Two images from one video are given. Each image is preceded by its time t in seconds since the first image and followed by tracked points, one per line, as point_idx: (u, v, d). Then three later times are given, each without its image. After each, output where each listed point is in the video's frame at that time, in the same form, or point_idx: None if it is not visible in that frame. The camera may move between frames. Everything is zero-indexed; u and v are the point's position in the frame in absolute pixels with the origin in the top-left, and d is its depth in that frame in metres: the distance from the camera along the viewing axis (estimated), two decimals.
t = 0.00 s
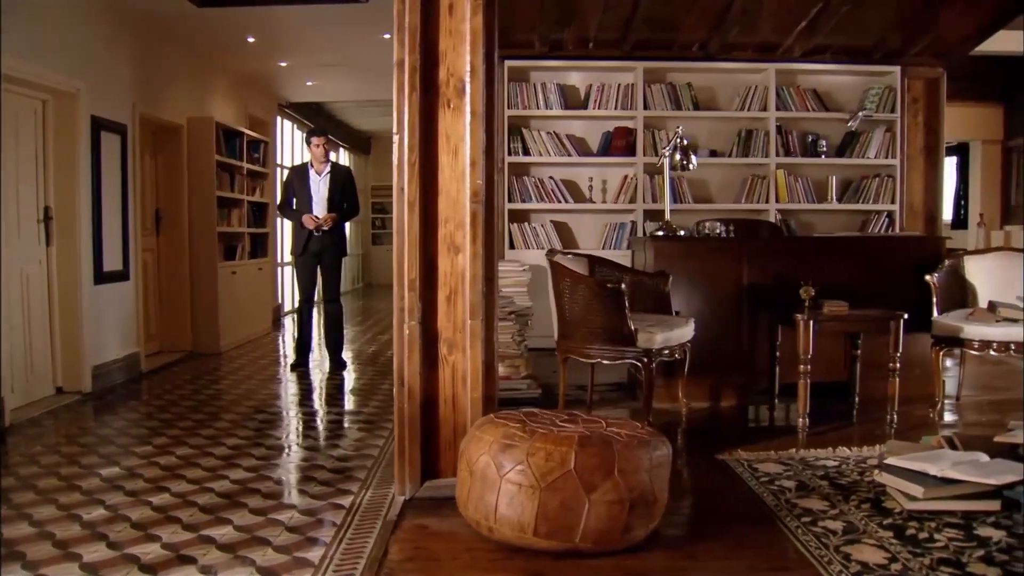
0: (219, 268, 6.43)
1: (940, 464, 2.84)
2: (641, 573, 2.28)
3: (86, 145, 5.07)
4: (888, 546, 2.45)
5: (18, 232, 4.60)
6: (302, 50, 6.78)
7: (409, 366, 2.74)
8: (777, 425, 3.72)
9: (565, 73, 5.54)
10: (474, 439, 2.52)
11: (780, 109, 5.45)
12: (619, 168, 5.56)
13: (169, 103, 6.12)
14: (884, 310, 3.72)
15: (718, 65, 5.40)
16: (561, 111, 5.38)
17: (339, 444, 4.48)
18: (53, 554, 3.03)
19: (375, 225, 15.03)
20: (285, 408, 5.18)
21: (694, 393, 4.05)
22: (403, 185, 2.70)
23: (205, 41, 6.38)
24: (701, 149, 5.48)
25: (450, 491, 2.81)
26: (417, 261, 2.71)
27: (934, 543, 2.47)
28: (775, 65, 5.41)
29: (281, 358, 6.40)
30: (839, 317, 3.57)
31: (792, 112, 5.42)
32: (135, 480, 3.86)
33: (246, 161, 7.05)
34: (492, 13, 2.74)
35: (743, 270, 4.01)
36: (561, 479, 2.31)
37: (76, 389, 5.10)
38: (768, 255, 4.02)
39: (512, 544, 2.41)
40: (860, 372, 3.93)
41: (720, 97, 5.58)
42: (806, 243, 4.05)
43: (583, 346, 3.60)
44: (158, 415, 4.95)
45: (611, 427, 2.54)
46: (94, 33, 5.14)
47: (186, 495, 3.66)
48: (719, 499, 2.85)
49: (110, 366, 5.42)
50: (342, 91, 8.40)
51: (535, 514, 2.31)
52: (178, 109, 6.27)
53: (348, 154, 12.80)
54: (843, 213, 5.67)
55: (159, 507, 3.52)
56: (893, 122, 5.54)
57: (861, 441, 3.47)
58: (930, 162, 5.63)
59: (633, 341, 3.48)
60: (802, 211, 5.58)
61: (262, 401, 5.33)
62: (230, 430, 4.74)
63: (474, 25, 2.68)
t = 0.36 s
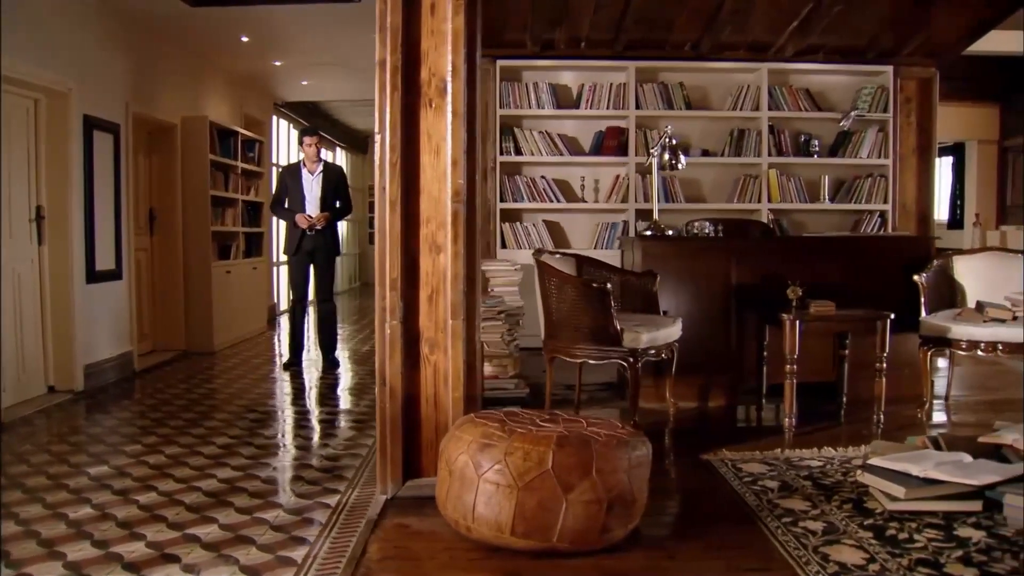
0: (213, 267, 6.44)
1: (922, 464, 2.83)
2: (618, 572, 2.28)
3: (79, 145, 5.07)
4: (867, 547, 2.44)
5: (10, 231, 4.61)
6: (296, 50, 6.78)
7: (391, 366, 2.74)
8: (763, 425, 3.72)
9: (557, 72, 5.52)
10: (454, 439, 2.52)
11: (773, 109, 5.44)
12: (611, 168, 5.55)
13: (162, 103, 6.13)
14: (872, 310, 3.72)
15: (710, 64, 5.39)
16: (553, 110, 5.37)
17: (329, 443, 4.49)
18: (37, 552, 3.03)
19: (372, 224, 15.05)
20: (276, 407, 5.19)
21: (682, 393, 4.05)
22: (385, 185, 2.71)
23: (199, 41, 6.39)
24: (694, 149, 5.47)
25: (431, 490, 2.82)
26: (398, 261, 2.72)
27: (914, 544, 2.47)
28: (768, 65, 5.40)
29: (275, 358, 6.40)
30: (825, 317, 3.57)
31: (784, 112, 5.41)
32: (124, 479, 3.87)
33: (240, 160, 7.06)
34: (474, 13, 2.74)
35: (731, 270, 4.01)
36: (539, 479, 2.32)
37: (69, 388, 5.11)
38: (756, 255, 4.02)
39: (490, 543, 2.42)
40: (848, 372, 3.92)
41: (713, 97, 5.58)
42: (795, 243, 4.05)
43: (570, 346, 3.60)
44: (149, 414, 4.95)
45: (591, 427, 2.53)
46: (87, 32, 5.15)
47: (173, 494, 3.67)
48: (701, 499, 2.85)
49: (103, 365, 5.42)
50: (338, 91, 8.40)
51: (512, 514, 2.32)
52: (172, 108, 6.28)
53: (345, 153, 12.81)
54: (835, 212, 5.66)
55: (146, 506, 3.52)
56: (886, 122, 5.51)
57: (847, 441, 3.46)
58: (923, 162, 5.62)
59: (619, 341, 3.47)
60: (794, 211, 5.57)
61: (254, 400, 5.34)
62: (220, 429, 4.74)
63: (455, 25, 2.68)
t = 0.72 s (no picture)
0: (206, 266, 6.45)
1: (904, 464, 2.82)
2: (594, 572, 2.28)
3: (71, 144, 5.07)
4: (845, 547, 2.43)
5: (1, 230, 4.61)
6: (290, 49, 6.78)
7: (371, 365, 2.75)
8: (749, 425, 3.72)
9: (549, 72, 5.52)
10: (432, 439, 2.52)
11: (765, 109, 5.44)
12: (602, 168, 5.55)
13: (155, 102, 6.14)
14: (858, 310, 3.71)
15: (702, 64, 5.38)
16: (544, 109, 5.37)
17: (318, 442, 4.49)
18: (21, 551, 3.04)
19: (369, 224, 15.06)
20: (267, 406, 5.20)
21: (670, 393, 4.05)
22: (365, 184, 2.71)
23: (193, 40, 6.39)
24: (686, 149, 5.47)
25: (413, 489, 2.82)
26: (379, 260, 2.72)
27: (892, 544, 2.46)
28: (759, 64, 5.40)
29: (268, 357, 6.41)
30: (811, 317, 3.56)
31: (776, 112, 5.41)
32: (111, 477, 3.87)
33: (234, 160, 7.07)
34: (455, 14, 2.75)
35: (719, 269, 4.01)
36: (515, 478, 2.32)
37: (60, 386, 5.11)
38: (744, 254, 4.02)
39: (467, 543, 2.42)
40: (835, 372, 3.92)
41: (705, 96, 5.58)
42: (783, 243, 4.05)
43: (556, 346, 3.60)
44: (140, 413, 4.96)
45: (570, 427, 2.54)
46: (79, 31, 5.16)
47: (159, 493, 3.67)
48: (682, 498, 2.85)
49: (95, 364, 5.43)
50: (333, 90, 8.40)
51: (489, 513, 2.32)
52: (166, 108, 6.29)
53: (341, 152, 12.81)
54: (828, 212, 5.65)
55: (131, 504, 3.53)
56: (878, 122, 5.53)
57: (832, 441, 3.46)
58: (915, 162, 5.62)
59: (604, 341, 3.47)
60: (786, 210, 5.57)
61: (246, 399, 5.35)
62: (210, 428, 4.75)
63: (436, 25, 2.69)
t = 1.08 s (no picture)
0: (199, 264, 6.46)
1: (884, 464, 2.81)
2: (569, 571, 2.28)
3: (62, 143, 5.08)
4: (822, 547, 2.42)
5: None
6: (284, 47, 6.78)
7: (351, 363, 2.75)
8: (736, 424, 3.71)
9: (540, 70, 5.50)
10: (410, 437, 2.52)
11: (756, 108, 5.43)
12: (594, 166, 5.54)
13: (149, 101, 6.14)
14: (844, 309, 3.71)
15: (693, 63, 5.37)
16: (535, 108, 5.35)
17: (306, 440, 4.49)
18: (4, 549, 3.05)
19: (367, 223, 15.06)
20: (258, 405, 5.20)
21: (657, 392, 4.05)
22: (345, 183, 2.72)
23: (185, 38, 6.39)
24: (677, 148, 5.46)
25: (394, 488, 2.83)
26: (359, 259, 2.73)
27: (869, 544, 2.46)
28: (751, 63, 5.37)
29: (261, 355, 6.42)
30: (796, 317, 3.56)
31: (768, 111, 5.40)
32: (98, 475, 3.88)
33: (228, 158, 7.07)
34: (435, 13, 2.76)
35: (706, 268, 4.00)
36: (491, 477, 2.32)
37: (52, 385, 5.11)
38: (732, 253, 4.01)
39: (444, 542, 2.42)
40: (822, 372, 3.91)
41: (697, 95, 5.57)
42: (770, 242, 4.04)
43: (541, 345, 3.60)
44: (131, 411, 4.97)
45: (548, 426, 2.53)
46: (72, 30, 5.16)
47: (146, 491, 3.68)
48: (663, 497, 2.85)
49: (86, 363, 5.43)
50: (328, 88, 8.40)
51: (465, 512, 2.33)
52: (159, 106, 6.29)
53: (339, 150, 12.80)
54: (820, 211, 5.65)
55: (117, 502, 3.53)
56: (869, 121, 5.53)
57: (817, 440, 3.46)
58: (907, 161, 5.62)
59: (588, 340, 3.47)
60: (778, 209, 5.56)
61: (237, 397, 5.35)
62: (200, 427, 4.75)
63: (416, 25, 2.70)
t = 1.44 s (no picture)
0: (193, 262, 6.47)
1: (865, 462, 2.80)
2: (543, 568, 2.28)
3: (53, 141, 5.08)
4: (799, 545, 2.41)
5: None
6: (277, 45, 6.77)
7: (331, 360, 2.76)
8: (722, 422, 3.71)
9: (532, 68, 5.49)
10: (387, 434, 2.53)
11: (748, 106, 5.43)
12: (585, 163, 5.53)
13: (142, 98, 6.14)
14: (831, 306, 3.70)
15: (685, 60, 5.35)
16: (527, 106, 5.34)
17: (294, 437, 4.50)
18: None
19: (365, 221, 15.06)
20: (248, 402, 5.21)
21: (643, 390, 4.04)
22: (325, 180, 2.72)
23: (178, 35, 6.39)
24: (669, 145, 5.46)
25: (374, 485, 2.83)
26: (338, 256, 2.73)
27: (846, 542, 2.45)
28: (743, 60, 5.35)
29: (254, 353, 6.43)
30: (782, 315, 3.55)
31: (759, 109, 5.39)
32: (85, 473, 3.89)
33: (222, 156, 7.07)
34: (414, 11, 2.76)
35: (693, 266, 4.00)
36: (466, 474, 2.33)
37: (43, 382, 5.08)
38: (719, 251, 4.01)
39: (419, 539, 2.42)
40: (808, 369, 3.90)
41: (688, 93, 5.55)
42: (757, 240, 4.04)
43: (527, 342, 3.60)
44: (122, 408, 4.98)
45: (525, 424, 2.54)
46: (65, 28, 5.16)
47: (131, 488, 3.69)
48: (643, 495, 2.85)
49: (79, 360, 5.43)
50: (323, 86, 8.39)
51: (440, 509, 2.33)
52: (152, 104, 6.29)
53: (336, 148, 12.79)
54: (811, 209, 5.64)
55: (102, 499, 3.54)
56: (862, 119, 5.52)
57: (802, 438, 3.46)
58: (900, 159, 5.61)
59: (573, 338, 3.46)
60: (769, 207, 5.56)
61: (228, 395, 5.36)
62: (190, 424, 4.76)
63: (396, 22, 2.70)
